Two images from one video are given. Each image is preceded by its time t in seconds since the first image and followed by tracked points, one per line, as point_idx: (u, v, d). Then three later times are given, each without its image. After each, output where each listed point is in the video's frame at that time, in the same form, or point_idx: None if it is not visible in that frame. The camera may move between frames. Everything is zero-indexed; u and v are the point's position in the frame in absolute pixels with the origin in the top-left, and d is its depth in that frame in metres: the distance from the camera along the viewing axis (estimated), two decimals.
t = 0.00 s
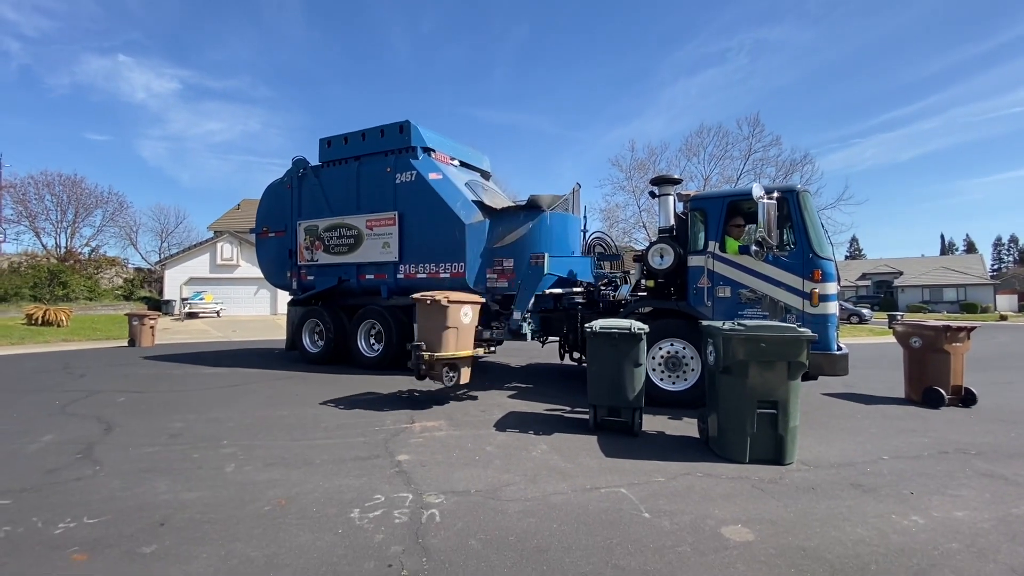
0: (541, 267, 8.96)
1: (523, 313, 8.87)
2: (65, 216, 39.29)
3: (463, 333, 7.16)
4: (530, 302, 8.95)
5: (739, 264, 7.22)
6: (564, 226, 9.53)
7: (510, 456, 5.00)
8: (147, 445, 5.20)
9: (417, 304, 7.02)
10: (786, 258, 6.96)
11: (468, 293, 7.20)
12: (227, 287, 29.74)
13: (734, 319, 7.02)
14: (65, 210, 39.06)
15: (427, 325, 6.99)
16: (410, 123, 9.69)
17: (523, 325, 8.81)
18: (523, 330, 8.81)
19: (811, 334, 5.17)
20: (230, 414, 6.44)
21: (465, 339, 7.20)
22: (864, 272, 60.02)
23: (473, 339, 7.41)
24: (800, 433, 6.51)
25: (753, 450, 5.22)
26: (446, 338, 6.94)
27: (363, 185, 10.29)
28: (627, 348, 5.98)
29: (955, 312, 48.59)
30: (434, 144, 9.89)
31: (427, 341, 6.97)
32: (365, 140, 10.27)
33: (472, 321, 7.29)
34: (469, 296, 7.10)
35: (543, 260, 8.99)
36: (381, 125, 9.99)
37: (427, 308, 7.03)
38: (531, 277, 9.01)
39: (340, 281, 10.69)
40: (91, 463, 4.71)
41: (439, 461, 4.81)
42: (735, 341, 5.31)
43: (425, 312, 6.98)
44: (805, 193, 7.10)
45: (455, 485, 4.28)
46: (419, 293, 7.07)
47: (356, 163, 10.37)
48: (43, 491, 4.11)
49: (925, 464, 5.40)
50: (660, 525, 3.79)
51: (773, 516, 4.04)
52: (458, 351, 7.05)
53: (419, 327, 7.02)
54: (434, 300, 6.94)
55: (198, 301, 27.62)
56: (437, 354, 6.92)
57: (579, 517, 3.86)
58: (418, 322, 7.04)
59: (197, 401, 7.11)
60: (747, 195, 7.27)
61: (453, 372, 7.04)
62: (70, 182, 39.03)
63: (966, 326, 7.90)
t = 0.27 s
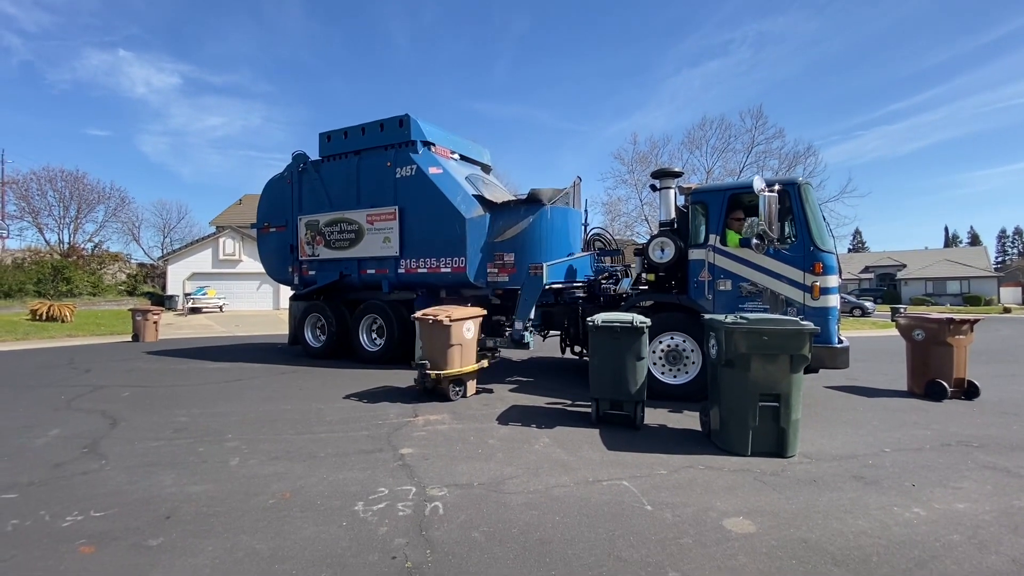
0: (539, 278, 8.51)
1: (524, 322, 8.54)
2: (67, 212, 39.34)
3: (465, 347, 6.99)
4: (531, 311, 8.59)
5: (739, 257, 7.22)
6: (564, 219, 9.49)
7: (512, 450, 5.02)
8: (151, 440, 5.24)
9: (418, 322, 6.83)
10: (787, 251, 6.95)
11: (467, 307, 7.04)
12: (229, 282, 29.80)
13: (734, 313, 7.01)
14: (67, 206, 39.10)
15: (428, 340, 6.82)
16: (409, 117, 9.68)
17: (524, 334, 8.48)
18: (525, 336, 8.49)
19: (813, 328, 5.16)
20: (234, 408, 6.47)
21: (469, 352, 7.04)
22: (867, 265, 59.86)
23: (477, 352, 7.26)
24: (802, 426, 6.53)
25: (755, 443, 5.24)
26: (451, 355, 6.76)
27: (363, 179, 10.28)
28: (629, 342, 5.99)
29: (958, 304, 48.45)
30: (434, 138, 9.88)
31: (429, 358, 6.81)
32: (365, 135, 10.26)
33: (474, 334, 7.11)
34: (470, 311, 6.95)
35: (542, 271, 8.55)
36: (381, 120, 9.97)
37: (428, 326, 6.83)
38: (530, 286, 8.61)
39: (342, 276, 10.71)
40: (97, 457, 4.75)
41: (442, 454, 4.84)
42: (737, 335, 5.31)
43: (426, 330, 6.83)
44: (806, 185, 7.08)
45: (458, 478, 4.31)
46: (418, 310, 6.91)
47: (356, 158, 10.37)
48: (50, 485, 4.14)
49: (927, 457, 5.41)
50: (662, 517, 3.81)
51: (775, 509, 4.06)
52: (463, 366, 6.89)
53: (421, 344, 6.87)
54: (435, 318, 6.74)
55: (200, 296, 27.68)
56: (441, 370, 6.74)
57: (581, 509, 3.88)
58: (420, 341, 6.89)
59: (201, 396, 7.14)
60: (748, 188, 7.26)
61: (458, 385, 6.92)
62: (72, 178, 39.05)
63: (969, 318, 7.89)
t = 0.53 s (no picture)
0: (539, 272, 8.70)
1: (523, 317, 8.63)
2: (69, 209, 39.39)
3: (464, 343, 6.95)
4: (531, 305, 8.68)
5: (737, 252, 7.21)
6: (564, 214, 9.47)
7: (514, 445, 5.03)
8: (155, 436, 5.26)
9: (417, 317, 6.88)
10: (785, 246, 6.94)
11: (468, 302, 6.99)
12: (232, 279, 29.86)
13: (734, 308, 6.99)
14: (69, 203, 39.15)
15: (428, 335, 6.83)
16: (409, 113, 9.67)
17: (524, 329, 8.56)
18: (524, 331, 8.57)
19: (815, 323, 5.16)
20: (236, 404, 6.50)
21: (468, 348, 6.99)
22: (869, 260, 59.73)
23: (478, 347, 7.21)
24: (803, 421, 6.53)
25: (757, 438, 5.24)
26: (448, 350, 6.75)
27: (362, 176, 10.28)
28: (631, 337, 5.99)
29: (961, 299, 48.34)
30: (433, 134, 9.86)
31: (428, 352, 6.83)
32: (364, 131, 10.26)
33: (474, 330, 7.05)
34: (469, 305, 6.96)
35: (542, 265, 8.71)
36: (380, 116, 9.96)
37: (427, 320, 6.83)
38: (531, 281, 8.75)
39: (342, 272, 10.73)
40: (101, 453, 4.78)
41: (444, 450, 4.86)
42: (739, 330, 5.31)
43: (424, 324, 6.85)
44: (804, 180, 7.06)
45: (460, 474, 4.32)
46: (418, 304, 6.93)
47: (356, 154, 10.36)
48: (54, 480, 4.17)
49: (929, 452, 5.42)
50: (663, 512, 3.82)
51: (777, 503, 4.07)
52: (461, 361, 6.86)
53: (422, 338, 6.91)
54: (433, 312, 6.74)
55: (203, 293, 27.73)
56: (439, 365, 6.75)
57: (583, 504, 3.89)
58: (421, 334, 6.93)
59: (204, 392, 7.17)
60: (746, 183, 7.24)
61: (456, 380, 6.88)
62: (74, 175, 39.09)
63: (972, 313, 7.89)
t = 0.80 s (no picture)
0: (531, 270, 8.76)
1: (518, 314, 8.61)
2: (71, 207, 39.45)
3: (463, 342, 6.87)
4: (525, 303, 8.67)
5: (732, 249, 7.20)
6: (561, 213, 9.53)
7: (515, 442, 5.04)
8: (158, 433, 5.28)
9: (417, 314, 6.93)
10: (779, 242, 6.93)
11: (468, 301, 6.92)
12: (234, 277, 29.92)
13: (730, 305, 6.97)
14: (71, 202, 39.21)
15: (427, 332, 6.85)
16: (406, 112, 9.66)
17: (518, 326, 8.57)
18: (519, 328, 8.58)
19: (817, 320, 5.15)
20: (239, 402, 6.51)
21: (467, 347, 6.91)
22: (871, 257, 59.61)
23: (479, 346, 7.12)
24: (804, 418, 6.52)
25: (758, 435, 5.24)
26: (446, 348, 6.73)
27: (361, 174, 10.28)
28: (632, 335, 5.99)
29: (964, 296, 48.23)
30: (431, 132, 9.85)
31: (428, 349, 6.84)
32: (362, 129, 10.25)
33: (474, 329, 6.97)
34: (469, 302, 6.89)
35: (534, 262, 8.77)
36: (378, 114, 9.96)
37: (427, 317, 6.85)
38: (523, 278, 8.80)
39: (340, 270, 10.75)
40: (104, 450, 4.80)
41: (445, 447, 4.86)
42: (740, 327, 5.30)
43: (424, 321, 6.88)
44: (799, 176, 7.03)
45: (462, 471, 4.33)
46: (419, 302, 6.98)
47: (354, 153, 10.36)
48: (58, 478, 4.18)
49: (931, 448, 5.41)
50: (664, 509, 3.83)
51: (778, 500, 4.07)
52: (459, 360, 6.80)
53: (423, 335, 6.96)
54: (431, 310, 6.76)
55: (205, 291, 27.78)
56: (437, 363, 6.75)
57: (584, 501, 3.90)
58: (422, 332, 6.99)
59: (206, 390, 7.19)
60: (741, 179, 7.20)
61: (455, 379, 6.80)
62: (76, 174, 39.14)
63: (974, 310, 7.87)
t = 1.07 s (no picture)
0: (533, 268, 8.47)
1: (518, 312, 8.55)
2: (73, 207, 39.52)
3: (461, 342, 6.85)
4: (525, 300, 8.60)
5: (723, 247, 7.18)
6: (556, 211, 9.57)
7: (516, 441, 5.04)
8: (160, 432, 5.30)
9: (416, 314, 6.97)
10: (769, 240, 6.92)
11: (467, 301, 6.88)
12: (236, 276, 29.98)
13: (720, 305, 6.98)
14: (73, 201, 39.27)
15: (427, 331, 6.88)
16: (402, 111, 9.64)
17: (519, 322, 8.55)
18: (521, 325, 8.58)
19: (819, 318, 5.14)
20: (240, 401, 6.53)
21: (465, 347, 6.89)
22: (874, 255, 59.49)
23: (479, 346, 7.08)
24: (806, 416, 6.52)
25: (759, 433, 5.25)
26: (442, 348, 6.74)
27: (357, 174, 10.28)
28: (634, 333, 5.98)
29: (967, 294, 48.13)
30: (427, 131, 9.83)
31: (427, 348, 6.88)
32: (358, 129, 10.24)
33: (473, 330, 6.94)
34: (467, 303, 6.83)
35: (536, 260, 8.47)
36: (374, 114, 9.95)
37: (425, 317, 6.89)
38: (523, 276, 8.62)
39: (337, 269, 10.75)
40: (107, 449, 4.82)
41: (447, 445, 4.87)
42: (742, 325, 5.29)
43: (424, 321, 6.91)
44: (789, 174, 7.02)
45: (463, 469, 4.34)
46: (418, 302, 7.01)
47: (351, 152, 10.35)
48: (60, 477, 4.20)
49: (933, 447, 5.40)
50: (665, 508, 3.83)
51: (780, 498, 4.07)
52: (457, 360, 6.80)
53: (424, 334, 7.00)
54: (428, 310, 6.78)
55: (207, 290, 27.82)
56: (434, 362, 6.78)
57: (585, 499, 3.91)
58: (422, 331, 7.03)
59: (209, 389, 7.21)
60: (732, 178, 7.18)
61: (453, 378, 6.81)
62: (78, 174, 39.20)
63: (977, 308, 7.86)
